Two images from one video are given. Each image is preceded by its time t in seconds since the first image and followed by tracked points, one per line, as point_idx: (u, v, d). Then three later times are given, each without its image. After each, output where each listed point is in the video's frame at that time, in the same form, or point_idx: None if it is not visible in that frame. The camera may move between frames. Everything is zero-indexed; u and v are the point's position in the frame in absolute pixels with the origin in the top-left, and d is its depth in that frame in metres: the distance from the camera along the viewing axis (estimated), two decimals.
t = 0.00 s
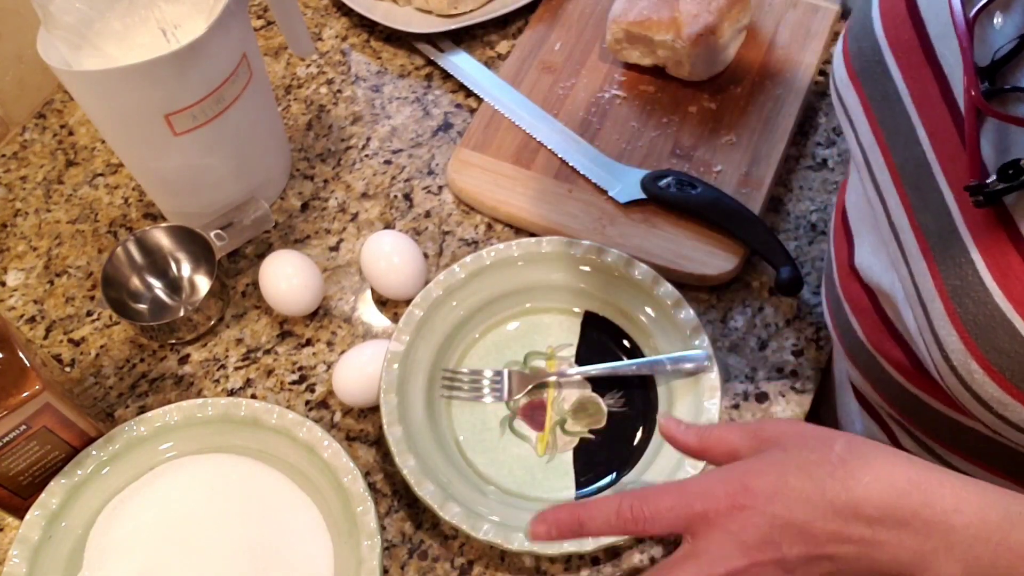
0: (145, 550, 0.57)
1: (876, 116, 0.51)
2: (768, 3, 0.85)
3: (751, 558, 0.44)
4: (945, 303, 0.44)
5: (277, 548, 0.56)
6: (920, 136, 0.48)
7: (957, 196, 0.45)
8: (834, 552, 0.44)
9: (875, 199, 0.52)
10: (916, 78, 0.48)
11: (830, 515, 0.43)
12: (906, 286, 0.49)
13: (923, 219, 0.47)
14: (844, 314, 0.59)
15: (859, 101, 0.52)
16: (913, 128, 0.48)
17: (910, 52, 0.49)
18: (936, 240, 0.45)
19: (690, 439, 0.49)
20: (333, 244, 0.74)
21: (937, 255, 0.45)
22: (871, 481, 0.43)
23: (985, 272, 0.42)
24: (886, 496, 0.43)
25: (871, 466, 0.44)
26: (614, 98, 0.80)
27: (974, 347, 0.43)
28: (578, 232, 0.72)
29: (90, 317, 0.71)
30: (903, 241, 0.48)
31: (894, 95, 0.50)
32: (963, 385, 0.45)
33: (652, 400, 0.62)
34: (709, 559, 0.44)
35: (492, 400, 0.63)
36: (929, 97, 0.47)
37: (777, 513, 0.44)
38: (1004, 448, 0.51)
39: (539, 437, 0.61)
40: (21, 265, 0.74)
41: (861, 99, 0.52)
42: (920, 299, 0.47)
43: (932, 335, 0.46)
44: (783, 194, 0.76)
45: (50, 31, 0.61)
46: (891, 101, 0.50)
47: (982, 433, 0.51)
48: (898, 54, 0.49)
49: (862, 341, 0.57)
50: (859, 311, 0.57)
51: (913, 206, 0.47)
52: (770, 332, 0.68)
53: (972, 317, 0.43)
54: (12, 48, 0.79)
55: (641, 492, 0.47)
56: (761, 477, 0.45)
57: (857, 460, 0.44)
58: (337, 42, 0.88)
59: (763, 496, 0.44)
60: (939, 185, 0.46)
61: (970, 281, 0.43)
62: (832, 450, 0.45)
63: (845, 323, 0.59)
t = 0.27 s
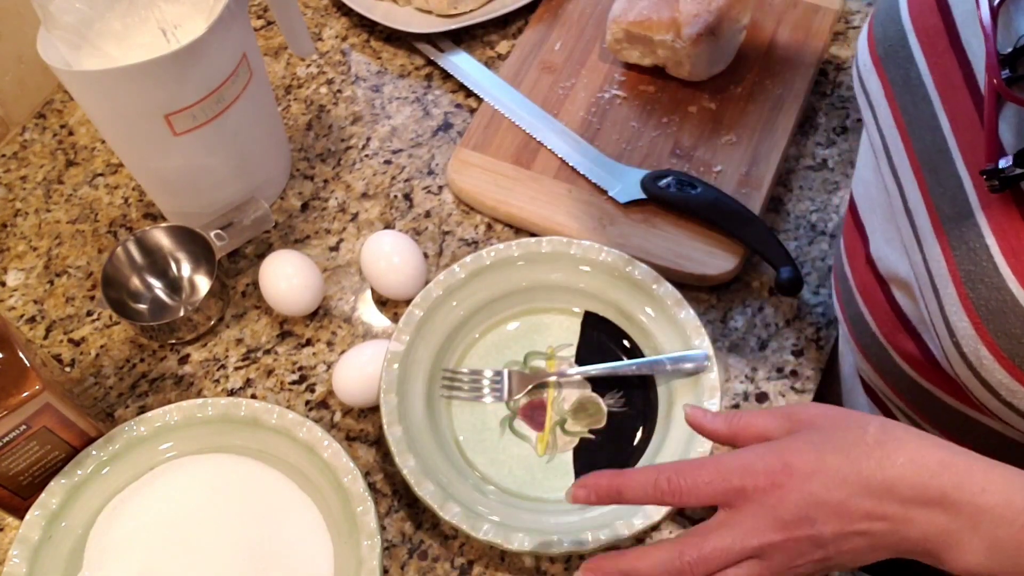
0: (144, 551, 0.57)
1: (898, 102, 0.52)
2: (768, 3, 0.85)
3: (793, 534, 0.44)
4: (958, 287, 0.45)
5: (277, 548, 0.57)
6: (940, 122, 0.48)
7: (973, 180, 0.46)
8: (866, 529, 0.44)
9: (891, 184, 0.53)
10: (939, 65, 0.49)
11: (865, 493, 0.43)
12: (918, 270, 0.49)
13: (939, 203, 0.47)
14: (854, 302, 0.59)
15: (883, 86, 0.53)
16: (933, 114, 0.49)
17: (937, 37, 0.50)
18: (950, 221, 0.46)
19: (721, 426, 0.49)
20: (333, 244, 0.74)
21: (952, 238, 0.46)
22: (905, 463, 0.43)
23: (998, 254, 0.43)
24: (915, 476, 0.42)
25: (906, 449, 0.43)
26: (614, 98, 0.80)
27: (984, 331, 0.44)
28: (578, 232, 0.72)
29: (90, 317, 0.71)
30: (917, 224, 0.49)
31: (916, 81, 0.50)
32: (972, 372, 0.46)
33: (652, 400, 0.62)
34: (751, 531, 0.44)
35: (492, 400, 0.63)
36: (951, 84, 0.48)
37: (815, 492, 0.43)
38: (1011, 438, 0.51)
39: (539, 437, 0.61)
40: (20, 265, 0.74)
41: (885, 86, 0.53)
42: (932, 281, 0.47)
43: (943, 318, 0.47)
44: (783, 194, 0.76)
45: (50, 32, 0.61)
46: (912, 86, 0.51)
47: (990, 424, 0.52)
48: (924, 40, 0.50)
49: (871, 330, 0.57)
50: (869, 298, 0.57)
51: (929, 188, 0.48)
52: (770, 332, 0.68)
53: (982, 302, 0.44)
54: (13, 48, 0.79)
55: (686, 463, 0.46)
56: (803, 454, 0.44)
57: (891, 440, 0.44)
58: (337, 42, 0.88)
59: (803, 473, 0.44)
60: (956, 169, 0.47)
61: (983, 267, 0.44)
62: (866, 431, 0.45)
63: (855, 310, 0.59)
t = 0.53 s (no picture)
0: (147, 549, 0.57)
1: (909, 81, 0.46)
2: (767, 5, 0.86)
3: (788, 454, 0.41)
4: (974, 271, 0.41)
5: (278, 546, 0.57)
6: (955, 101, 0.43)
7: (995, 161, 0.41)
8: (863, 463, 0.40)
9: (904, 173, 0.47)
10: (956, 42, 0.44)
11: (868, 427, 0.40)
12: (931, 257, 0.45)
13: (956, 187, 0.42)
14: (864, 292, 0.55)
15: (893, 72, 0.47)
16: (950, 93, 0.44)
17: (952, 23, 0.44)
18: (967, 204, 0.42)
19: (737, 350, 0.47)
20: (334, 244, 0.75)
21: (971, 226, 0.41)
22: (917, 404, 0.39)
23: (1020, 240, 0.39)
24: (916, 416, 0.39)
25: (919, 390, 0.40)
26: (614, 99, 0.81)
27: (1006, 323, 0.40)
28: (577, 233, 0.73)
29: (93, 317, 0.71)
30: (934, 212, 0.44)
31: (930, 65, 0.45)
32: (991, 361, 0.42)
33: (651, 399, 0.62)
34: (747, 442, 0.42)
35: (492, 399, 0.63)
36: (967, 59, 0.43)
37: (820, 415, 0.41)
38: None
39: (539, 436, 0.62)
40: (24, 265, 0.75)
41: (894, 69, 0.47)
42: (947, 268, 0.43)
43: (957, 306, 0.42)
44: (781, 194, 0.77)
45: (54, 33, 0.62)
46: (926, 69, 0.45)
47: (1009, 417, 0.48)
48: (938, 24, 0.45)
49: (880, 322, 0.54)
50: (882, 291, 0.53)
51: (948, 176, 0.43)
52: (768, 331, 0.68)
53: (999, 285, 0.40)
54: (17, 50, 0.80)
55: (703, 370, 0.44)
56: (818, 376, 0.42)
57: (904, 383, 0.40)
58: (338, 44, 0.89)
59: (816, 399, 0.41)
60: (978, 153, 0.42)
61: (1002, 250, 0.40)
62: (881, 371, 0.41)
63: (864, 301, 0.55)
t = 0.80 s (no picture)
0: (149, 548, 0.57)
1: (909, 77, 0.50)
2: (767, 6, 0.86)
3: (769, 333, 0.50)
4: (976, 257, 0.45)
5: (280, 545, 0.57)
6: (955, 93, 0.47)
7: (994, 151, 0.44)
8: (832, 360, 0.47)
9: (905, 161, 0.51)
10: (951, 38, 0.47)
11: (845, 329, 0.46)
12: (933, 242, 0.49)
13: (957, 176, 0.46)
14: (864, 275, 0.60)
15: (893, 66, 0.51)
16: (948, 87, 0.47)
17: (948, 17, 0.48)
18: (969, 189, 0.45)
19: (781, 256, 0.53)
20: (335, 244, 0.75)
21: (972, 213, 0.45)
22: (898, 322, 0.44)
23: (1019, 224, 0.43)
24: (897, 337, 0.44)
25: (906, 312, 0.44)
26: (613, 100, 0.81)
27: (1004, 298, 0.44)
28: (577, 233, 0.73)
29: (95, 317, 0.72)
30: (935, 200, 0.48)
31: (930, 59, 0.48)
32: (990, 335, 0.46)
33: (651, 399, 0.62)
34: (742, 314, 0.51)
35: (493, 398, 0.63)
36: (964, 51, 0.47)
37: (807, 308, 0.48)
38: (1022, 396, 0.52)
39: (539, 436, 0.62)
40: (26, 265, 0.75)
41: (894, 64, 0.51)
42: (949, 253, 0.47)
43: (960, 286, 0.47)
44: (781, 194, 0.77)
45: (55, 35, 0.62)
46: (925, 64, 0.49)
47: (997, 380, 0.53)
48: (936, 19, 0.48)
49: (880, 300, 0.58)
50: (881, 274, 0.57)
51: (948, 165, 0.47)
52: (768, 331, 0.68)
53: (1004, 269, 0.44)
54: (19, 51, 0.80)
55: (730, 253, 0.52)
56: (819, 280, 0.48)
57: (896, 303, 0.45)
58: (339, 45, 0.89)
59: (808, 295, 0.48)
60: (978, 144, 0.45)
61: (1004, 235, 0.43)
62: (881, 292, 0.46)
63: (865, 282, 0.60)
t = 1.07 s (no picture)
0: (149, 547, 0.57)
1: (909, 58, 0.51)
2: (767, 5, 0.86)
3: (767, 274, 0.58)
4: (979, 225, 0.45)
5: (280, 544, 0.57)
6: (954, 71, 0.48)
7: (995, 122, 0.45)
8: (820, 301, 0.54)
9: (906, 141, 0.52)
10: (950, 19, 0.49)
11: (837, 274, 0.53)
12: (937, 217, 0.49)
13: (959, 149, 0.47)
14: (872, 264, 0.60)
15: (892, 48, 0.52)
16: (947, 64, 0.48)
17: None
18: (971, 159, 0.46)
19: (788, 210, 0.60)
20: (335, 244, 0.75)
21: (974, 182, 0.45)
22: (882, 271, 0.51)
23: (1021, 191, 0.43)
24: (881, 285, 0.51)
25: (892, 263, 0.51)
26: (613, 100, 0.81)
27: (1009, 267, 0.44)
28: (577, 233, 0.73)
29: (95, 317, 0.72)
30: (936, 173, 0.48)
31: (928, 38, 0.50)
32: (1001, 315, 0.46)
33: (651, 399, 0.62)
34: (748, 259, 0.60)
35: (493, 398, 0.63)
36: (964, 33, 0.48)
37: (801, 252, 0.56)
38: None
39: (539, 436, 0.62)
40: (26, 265, 0.75)
41: (893, 46, 0.52)
42: (954, 227, 0.47)
43: (965, 260, 0.47)
44: (781, 194, 0.77)
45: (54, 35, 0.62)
46: (924, 44, 0.50)
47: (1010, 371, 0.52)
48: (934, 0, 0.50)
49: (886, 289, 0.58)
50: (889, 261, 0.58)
51: (949, 139, 0.47)
52: (768, 331, 0.68)
53: (1006, 238, 0.44)
54: (19, 51, 0.80)
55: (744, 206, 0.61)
56: (816, 229, 0.56)
57: (883, 253, 0.52)
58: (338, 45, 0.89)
59: (803, 240, 0.56)
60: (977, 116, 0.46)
61: (1007, 205, 0.44)
62: (872, 245, 0.53)
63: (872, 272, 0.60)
